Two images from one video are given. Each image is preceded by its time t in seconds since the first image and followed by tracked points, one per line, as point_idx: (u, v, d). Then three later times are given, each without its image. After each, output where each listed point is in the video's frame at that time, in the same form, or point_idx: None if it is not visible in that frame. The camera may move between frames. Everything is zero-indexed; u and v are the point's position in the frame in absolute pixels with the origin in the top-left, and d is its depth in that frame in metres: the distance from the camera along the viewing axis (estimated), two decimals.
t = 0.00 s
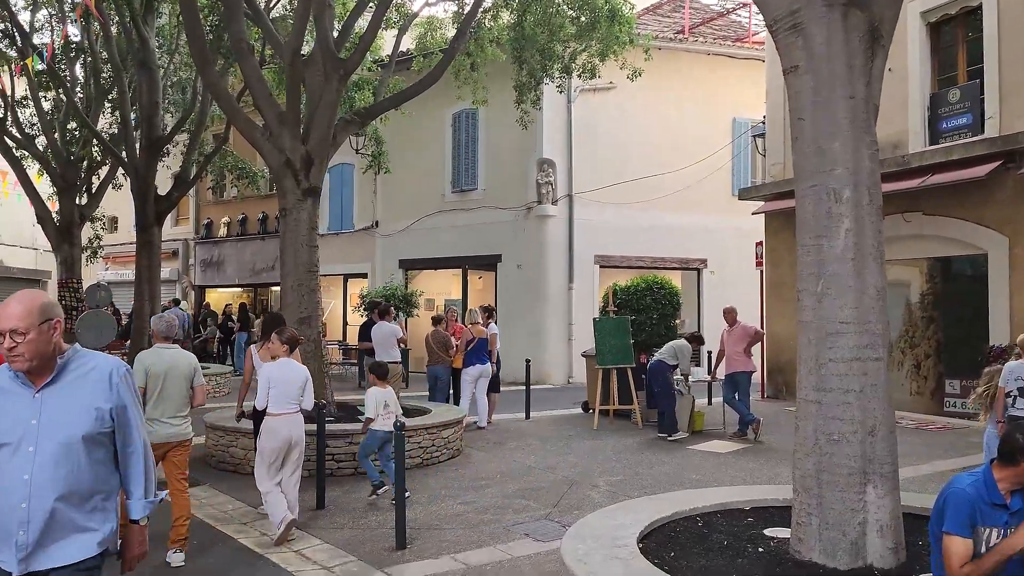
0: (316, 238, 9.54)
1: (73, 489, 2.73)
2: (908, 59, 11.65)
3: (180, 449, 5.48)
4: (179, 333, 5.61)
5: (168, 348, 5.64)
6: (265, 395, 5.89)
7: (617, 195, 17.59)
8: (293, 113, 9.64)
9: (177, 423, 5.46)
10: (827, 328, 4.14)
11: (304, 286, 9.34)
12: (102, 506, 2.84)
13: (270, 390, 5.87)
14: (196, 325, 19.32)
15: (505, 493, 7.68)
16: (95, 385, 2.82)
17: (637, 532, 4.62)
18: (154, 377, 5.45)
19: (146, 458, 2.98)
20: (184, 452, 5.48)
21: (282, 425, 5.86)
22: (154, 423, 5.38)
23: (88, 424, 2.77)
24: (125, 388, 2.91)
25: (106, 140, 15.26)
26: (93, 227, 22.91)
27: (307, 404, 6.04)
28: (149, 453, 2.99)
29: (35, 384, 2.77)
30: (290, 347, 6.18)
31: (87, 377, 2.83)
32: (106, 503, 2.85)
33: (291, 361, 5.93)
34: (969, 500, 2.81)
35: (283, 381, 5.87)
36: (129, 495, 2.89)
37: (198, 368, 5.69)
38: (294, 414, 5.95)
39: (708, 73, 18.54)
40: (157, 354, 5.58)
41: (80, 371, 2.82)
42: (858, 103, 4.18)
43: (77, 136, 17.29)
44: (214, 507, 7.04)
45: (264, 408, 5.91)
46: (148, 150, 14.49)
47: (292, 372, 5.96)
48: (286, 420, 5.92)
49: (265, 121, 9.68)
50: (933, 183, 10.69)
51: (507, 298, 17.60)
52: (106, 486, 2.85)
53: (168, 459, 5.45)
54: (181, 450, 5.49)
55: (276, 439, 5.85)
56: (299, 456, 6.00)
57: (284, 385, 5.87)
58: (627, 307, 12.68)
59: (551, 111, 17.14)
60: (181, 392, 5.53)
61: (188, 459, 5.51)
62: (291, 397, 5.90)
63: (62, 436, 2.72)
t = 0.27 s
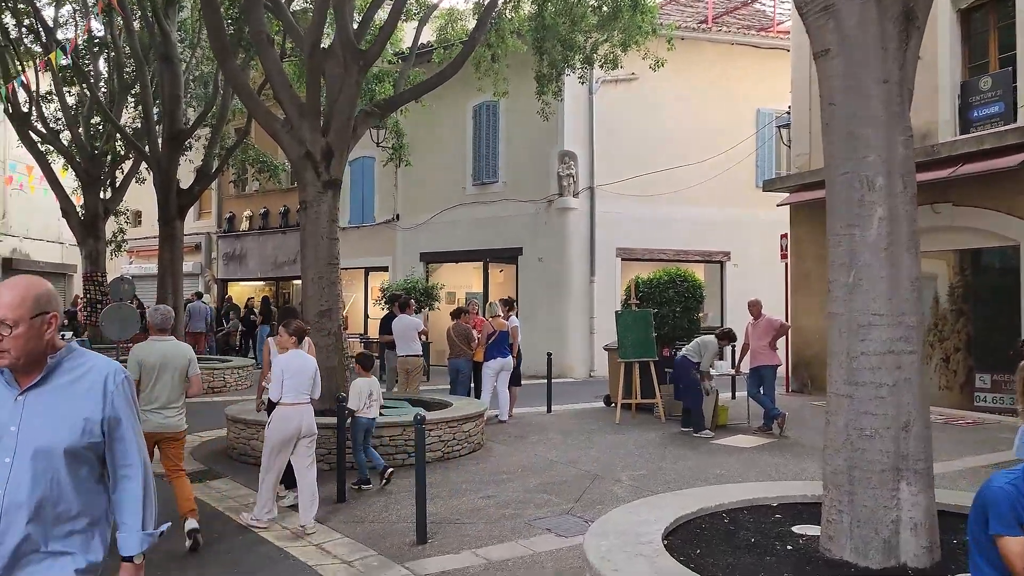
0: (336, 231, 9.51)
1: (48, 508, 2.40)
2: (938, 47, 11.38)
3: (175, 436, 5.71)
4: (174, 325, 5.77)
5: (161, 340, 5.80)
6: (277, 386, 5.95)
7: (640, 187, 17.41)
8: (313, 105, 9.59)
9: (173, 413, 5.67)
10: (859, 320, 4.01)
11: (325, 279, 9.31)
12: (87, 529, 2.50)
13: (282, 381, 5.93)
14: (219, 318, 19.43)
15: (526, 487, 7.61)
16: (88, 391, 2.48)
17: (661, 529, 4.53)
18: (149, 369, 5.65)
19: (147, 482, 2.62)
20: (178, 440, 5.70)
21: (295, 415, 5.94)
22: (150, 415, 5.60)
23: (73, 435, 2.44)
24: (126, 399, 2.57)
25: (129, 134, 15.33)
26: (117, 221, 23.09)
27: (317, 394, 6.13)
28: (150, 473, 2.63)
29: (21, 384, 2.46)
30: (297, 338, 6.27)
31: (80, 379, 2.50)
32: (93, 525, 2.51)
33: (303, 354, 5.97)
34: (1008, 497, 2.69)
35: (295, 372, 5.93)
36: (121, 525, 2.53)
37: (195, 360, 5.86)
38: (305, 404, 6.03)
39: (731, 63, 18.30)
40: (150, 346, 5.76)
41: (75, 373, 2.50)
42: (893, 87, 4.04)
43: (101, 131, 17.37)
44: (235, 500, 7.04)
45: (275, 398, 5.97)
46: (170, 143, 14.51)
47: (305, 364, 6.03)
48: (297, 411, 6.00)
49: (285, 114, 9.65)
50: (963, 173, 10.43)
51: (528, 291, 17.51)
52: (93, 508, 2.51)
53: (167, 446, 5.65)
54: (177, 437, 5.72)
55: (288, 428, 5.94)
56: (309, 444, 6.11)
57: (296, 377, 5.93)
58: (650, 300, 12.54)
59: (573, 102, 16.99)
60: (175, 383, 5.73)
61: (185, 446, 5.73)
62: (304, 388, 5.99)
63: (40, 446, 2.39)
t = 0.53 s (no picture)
0: (363, 225, 9.46)
1: (11, 533, 1.94)
2: (979, 33, 11.04)
3: (182, 427, 5.87)
4: (182, 319, 5.94)
5: (169, 332, 5.97)
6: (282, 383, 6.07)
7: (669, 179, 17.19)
8: (339, 99, 9.55)
9: (182, 404, 5.85)
10: (904, 314, 3.84)
11: (351, 273, 9.28)
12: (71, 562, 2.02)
13: (287, 378, 6.05)
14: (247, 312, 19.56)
15: (555, 484, 7.51)
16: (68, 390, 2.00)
17: (696, 530, 4.40)
18: (160, 361, 5.82)
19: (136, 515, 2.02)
20: (186, 431, 5.89)
21: (301, 410, 6.10)
22: (160, 405, 5.76)
23: (43, 443, 1.95)
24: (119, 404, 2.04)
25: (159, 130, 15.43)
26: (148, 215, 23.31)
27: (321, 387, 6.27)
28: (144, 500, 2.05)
29: None
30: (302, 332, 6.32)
31: (63, 374, 2.03)
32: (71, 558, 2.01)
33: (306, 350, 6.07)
34: None
35: (300, 368, 6.05)
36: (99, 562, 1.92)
37: (204, 352, 6.01)
38: (310, 398, 6.19)
39: (761, 52, 17.98)
40: (161, 338, 5.93)
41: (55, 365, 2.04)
42: (941, 73, 3.87)
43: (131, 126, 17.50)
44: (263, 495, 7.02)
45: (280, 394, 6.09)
46: (199, 138, 14.58)
47: (308, 359, 6.12)
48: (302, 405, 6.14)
49: (311, 107, 9.62)
50: (1005, 163, 10.10)
51: (555, 284, 17.39)
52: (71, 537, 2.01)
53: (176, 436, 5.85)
54: (183, 429, 5.88)
55: (296, 423, 6.09)
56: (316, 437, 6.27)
57: (301, 373, 6.05)
58: (679, 294, 12.35)
59: (601, 94, 16.84)
60: (185, 375, 5.88)
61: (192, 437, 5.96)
62: (308, 382, 6.12)
63: (2, 456, 1.93)
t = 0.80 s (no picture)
0: (397, 218, 9.43)
1: None
2: None
3: (208, 421, 5.95)
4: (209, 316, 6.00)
5: (195, 329, 6.03)
6: (290, 372, 6.25)
7: (705, 170, 16.92)
8: (373, 92, 9.52)
9: (206, 399, 5.91)
10: (959, 309, 3.67)
11: (385, 267, 9.26)
12: None
13: (295, 367, 6.23)
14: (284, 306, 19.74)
15: (591, 480, 7.41)
16: None
17: (738, 530, 4.28)
18: (187, 358, 5.86)
19: (77, 551, 2.00)
20: (211, 425, 5.98)
21: (307, 399, 6.26)
22: (186, 399, 5.82)
23: None
24: (51, 445, 1.94)
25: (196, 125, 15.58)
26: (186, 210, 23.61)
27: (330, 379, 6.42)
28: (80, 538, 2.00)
29: None
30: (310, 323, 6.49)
31: None
32: None
33: (317, 338, 6.27)
34: None
35: (307, 357, 6.24)
36: None
37: (230, 349, 6.08)
38: (318, 389, 6.34)
39: (801, 39, 17.59)
40: (188, 334, 5.99)
41: None
42: (1000, 55, 3.68)
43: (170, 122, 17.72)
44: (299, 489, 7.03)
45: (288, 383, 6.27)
46: (235, 133, 14.69)
47: (316, 348, 6.32)
48: (313, 396, 6.32)
49: (345, 100, 9.60)
50: None
51: (590, 277, 17.25)
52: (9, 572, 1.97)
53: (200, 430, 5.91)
54: (209, 423, 5.96)
55: (301, 411, 6.25)
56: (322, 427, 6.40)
57: (307, 362, 6.23)
58: (717, 287, 12.13)
59: (637, 84, 16.64)
60: (211, 371, 5.95)
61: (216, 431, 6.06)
62: (318, 372, 6.32)
63: None
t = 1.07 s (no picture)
0: (438, 212, 9.41)
1: None
2: None
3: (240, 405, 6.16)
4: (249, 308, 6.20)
5: (236, 319, 6.26)
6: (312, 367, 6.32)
7: (750, 162, 16.60)
8: (414, 86, 9.50)
9: (243, 386, 6.15)
10: None
11: (426, 261, 9.25)
12: None
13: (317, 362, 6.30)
14: (327, 300, 19.94)
15: (634, 476, 7.30)
16: None
17: (789, 531, 4.15)
18: (224, 347, 6.10)
19: None
20: (248, 411, 6.20)
21: (332, 393, 6.32)
22: (222, 386, 6.06)
23: None
24: None
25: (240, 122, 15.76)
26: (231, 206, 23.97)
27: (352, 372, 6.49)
28: None
29: None
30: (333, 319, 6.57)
31: None
32: None
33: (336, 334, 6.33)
34: None
35: (328, 352, 6.31)
36: None
37: (265, 339, 6.30)
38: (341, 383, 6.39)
39: (850, 27, 17.14)
40: (228, 323, 6.21)
41: None
42: None
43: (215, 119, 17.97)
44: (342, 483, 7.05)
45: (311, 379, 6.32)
46: (278, 129, 14.83)
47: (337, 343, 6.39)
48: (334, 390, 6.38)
49: (386, 95, 9.60)
50: None
51: (632, 271, 17.07)
52: None
53: (237, 418, 6.14)
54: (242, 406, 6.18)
55: (326, 406, 6.30)
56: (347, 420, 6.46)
57: (329, 356, 6.31)
58: (762, 281, 11.89)
59: (680, 75, 16.40)
60: (247, 359, 6.18)
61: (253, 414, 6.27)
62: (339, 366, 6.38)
63: None
